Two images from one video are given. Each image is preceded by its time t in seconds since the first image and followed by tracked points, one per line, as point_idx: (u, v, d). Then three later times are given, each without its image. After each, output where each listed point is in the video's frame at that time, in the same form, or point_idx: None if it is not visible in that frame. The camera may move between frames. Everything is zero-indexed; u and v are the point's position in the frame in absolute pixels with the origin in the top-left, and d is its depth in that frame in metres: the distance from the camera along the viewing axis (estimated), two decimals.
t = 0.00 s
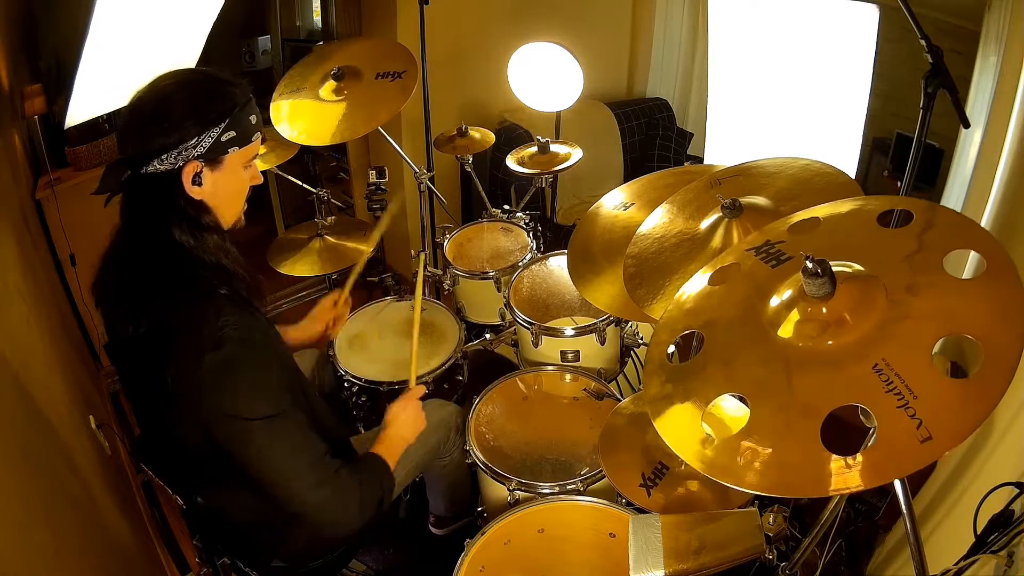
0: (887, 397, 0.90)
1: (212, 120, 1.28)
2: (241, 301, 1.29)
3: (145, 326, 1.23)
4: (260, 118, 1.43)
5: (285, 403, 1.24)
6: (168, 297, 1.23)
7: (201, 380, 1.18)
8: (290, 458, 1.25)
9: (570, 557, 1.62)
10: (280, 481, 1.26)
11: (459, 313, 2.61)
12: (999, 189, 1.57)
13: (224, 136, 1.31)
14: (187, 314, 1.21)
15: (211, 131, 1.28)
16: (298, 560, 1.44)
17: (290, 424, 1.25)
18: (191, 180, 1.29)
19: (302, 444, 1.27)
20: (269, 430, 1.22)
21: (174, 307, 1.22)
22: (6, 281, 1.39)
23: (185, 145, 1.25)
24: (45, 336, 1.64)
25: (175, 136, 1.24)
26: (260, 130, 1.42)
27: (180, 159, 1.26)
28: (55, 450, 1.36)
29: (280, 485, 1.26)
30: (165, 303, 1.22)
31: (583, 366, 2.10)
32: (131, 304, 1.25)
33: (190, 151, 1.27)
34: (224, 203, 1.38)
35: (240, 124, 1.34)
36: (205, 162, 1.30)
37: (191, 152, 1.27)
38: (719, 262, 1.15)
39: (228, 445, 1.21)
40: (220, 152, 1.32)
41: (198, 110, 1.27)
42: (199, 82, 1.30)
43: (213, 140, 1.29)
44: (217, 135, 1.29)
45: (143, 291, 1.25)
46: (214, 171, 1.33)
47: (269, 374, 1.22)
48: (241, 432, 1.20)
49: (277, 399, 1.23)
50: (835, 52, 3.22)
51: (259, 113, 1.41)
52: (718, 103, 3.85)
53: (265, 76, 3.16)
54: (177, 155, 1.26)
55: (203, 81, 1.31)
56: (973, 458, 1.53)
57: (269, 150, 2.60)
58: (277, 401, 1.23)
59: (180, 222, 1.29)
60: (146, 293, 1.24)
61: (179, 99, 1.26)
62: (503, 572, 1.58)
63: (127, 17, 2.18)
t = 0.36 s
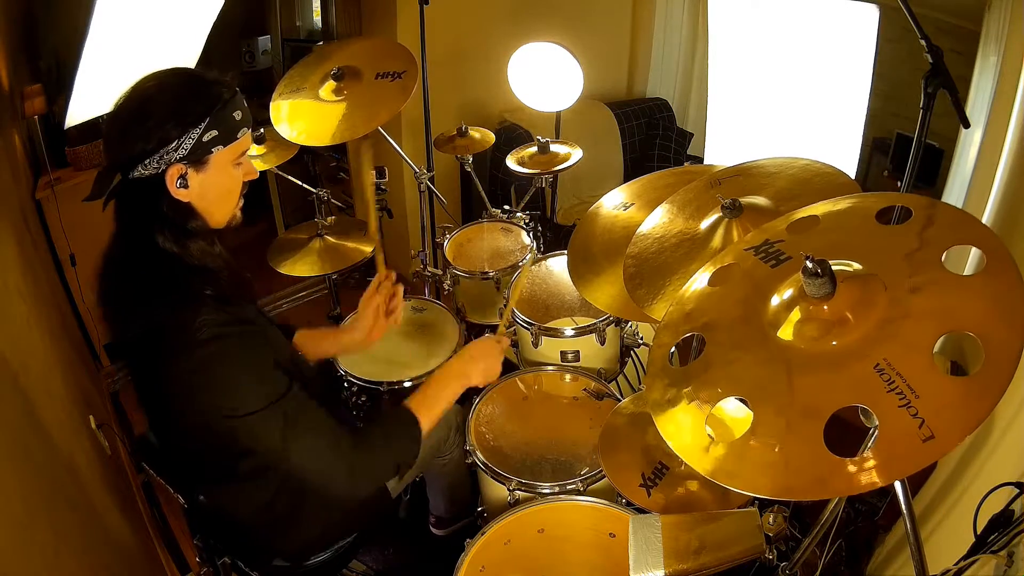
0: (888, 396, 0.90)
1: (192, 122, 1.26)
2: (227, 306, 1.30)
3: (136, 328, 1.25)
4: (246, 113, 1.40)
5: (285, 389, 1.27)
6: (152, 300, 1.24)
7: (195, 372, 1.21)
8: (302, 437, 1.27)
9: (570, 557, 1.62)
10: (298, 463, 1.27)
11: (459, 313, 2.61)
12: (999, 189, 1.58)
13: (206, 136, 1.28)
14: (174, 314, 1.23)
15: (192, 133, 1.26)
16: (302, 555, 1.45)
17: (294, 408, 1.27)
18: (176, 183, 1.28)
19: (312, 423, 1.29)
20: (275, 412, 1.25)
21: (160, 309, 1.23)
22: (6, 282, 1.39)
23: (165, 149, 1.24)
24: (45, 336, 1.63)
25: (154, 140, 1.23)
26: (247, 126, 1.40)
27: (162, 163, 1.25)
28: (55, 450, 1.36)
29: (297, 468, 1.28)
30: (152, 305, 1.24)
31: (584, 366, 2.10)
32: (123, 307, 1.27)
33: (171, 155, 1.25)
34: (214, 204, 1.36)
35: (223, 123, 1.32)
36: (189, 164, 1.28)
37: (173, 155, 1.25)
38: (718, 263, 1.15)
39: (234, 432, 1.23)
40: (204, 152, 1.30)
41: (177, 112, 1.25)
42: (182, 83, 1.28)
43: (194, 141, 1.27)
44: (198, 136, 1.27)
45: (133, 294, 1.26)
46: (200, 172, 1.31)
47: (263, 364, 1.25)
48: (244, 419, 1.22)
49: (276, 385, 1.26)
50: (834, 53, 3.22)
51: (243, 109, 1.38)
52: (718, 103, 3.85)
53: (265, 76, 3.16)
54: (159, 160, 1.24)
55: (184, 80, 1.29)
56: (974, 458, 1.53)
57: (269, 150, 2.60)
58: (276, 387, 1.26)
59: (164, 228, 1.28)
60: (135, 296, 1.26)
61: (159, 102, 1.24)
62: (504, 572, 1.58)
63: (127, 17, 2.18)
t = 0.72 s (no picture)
0: (887, 396, 0.90)
1: (213, 116, 1.27)
2: (247, 306, 1.31)
3: (144, 320, 1.25)
4: (264, 109, 1.42)
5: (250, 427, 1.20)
6: (169, 295, 1.25)
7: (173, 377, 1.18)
8: (243, 484, 1.19)
9: (570, 558, 1.61)
10: (227, 511, 1.18)
11: (459, 313, 2.61)
12: (999, 189, 1.58)
13: (227, 130, 1.30)
14: (184, 311, 1.23)
15: (213, 127, 1.27)
16: None
17: (249, 451, 1.19)
18: (198, 178, 1.29)
19: (253, 475, 1.20)
20: (225, 449, 1.17)
21: (173, 303, 1.24)
22: (6, 281, 1.39)
23: (186, 144, 1.24)
24: (45, 336, 1.63)
25: (176, 135, 1.23)
26: (266, 120, 1.42)
27: (184, 158, 1.26)
28: (55, 450, 1.36)
29: (222, 517, 1.18)
30: (167, 299, 1.25)
31: (583, 366, 2.10)
32: (134, 299, 1.28)
33: (193, 149, 1.26)
34: (234, 198, 1.38)
35: (243, 117, 1.33)
36: (210, 158, 1.30)
37: (194, 149, 1.26)
38: (717, 263, 1.15)
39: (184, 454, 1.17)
40: (224, 147, 1.31)
41: (198, 106, 1.26)
42: (196, 78, 1.28)
43: (215, 135, 1.28)
44: (219, 130, 1.28)
45: (147, 287, 1.27)
46: (220, 166, 1.33)
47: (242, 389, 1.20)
48: (197, 444, 1.16)
49: (244, 420, 1.19)
50: (834, 53, 3.21)
51: (261, 103, 1.40)
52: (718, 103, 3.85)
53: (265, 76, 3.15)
54: (181, 155, 1.25)
55: (200, 74, 1.30)
56: (973, 458, 1.53)
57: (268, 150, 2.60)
58: (243, 422, 1.19)
59: (187, 223, 1.30)
60: (148, 289, 1.27)
61: (178, 97, 1.25)
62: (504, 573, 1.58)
63: (127, 17, 2.18)
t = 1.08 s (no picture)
0: (887, 396, 0.90)
1: (225, 120, 1.27)
2: (254, 310, 1.30)
3: (154, 324, 1.23)
4: (276, 115, 1.41)
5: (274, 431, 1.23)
6: (179, 297, 1.24)
7: (195, 389, 1.18)
8: (271, 489, 1.24)
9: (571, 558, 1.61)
10: (261, 510, 1.24)
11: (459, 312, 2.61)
12: (999, 189, 1.58)
13: (237, 134, 1.29)
14: (196, 319, 1.22)
15: (223, 130, 1.26)
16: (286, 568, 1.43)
17: (275, 454, 1.24)
18: (205, 181, 1.29)
19: (282, 474, 1.25)
20: (253, 455, 1.20)
21: (184, 307, 1.23)
22: (7, 281, 1.39)
23: (196, 146, 1.24)
24: (45, 336, 1.63)
25: (186, 137, 1.23)
26: (277, 126, 1.40)
27: (193, 159, 1.26)
28: (55, 449, 1.36)
29: (256, 514, 1.24)
30: (178, 300, 1.24)
31: (583, 366, 2.10)
32: (138, 301, 1.26)
33: (202, 151, 1.26)
34: (240, 202, 1.38)
35: (254, 121, 1.32)
36: (219, 162, 1.29)
37: (203, 151, 1.25)
38: (717, 263, 1.15)
39: (214, 462, 1.20)
40: (233, 151, 1.31)
41: (210, 109, 1.25)
42: (207, 79, 1.29)
43: (224, 139, 1.27)
44: (229, 134, 1.28)
45: (154, 290, 1.26)
46: (228, 170, 1.32)
47: (264, 395, 1.22)
48: (225, 452, 1.19)
49: (267, 424, 1.22)
50: (834, 53, 3.21)
51: (274, 109, 1.39)
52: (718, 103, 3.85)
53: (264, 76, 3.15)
54: (190, 156, 1.25)
55: (213, 76, 1.30)
56: (974, 458, 1.53)
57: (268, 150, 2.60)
58: (267, 426, 1.22)
59: (194, 224, 1.30)
60: (155, 291, 1.25)
61: (189, 99, 1.25)
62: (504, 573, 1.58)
63: (127, 17, 2.18)
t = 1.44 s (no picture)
0: (887, 396, 0.90)
1: (222, 117, 1.27)
2: (252, 310, 1.30)
3: (153, 325, 1.23)
4: (272, 114, 1.42)
5: (277, 428, 1.23)
6: (178, 296, 1.24)
7: (196, 389, 1.18)
8: (278, 487, 1.23)
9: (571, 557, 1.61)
10: (268, 509, 1.24)
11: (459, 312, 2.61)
12: (999, 190, 1.58)
13: (235, 132, 1.30)
14: (194, 319, 1.22)
15: (221, 128, 1.27)
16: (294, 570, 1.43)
17: (280, 452, 1.23)
18: (203, 178, 1.29)
19: (289, 472, 1.25)
20: (258, 453, 1.20)
21: (183, 307, 1.23)
22: (7, 281, 1.39)
23: (195, 144, 1.24)
24: (45, 336, 1.63)
25: (185, 134, 1.23)
26: (274, 125, 1.41)
27: (191, 157, 1.26)
28: (55, 450, 1.36)
29: (264, 514, 1.24)
30: (177, 301, 1.24)
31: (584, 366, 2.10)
32: (137, 303, 1.26)
33: (200, 149, 1.26)
34: (237, 201, 1.38)
35: (251, 119, 1.33)
36: (217, 159, 1.29)
37: (202, 149, 1.26)
38: (717, 263, 1.15)
39: (220, 461, 1.20)
40: (232, 148, 1.31)
41: (208, 107, 1.26)
42: (206, 78, 1.29)
43: (223, 136, 1.28)
44: (227, 131, 1.28)
45: (153, 291, 1.25)
46: (227, 168, 1.32)
47: (266, 393, 1.22)
48: (230, 451, 1.19)
49: (270, 421, 1.22)
50: (834, 53, 3.21)
51: (270, 108, 1.40)
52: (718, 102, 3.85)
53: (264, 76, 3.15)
54: (188, 154, 1.25)
55: (211, 75, 1.30)
56: (974, 458, 1.53)
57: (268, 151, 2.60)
58: (270, 423, 1.22)
59: (192, 222, 1.29)
60: (154, 292, 1.25)
61: (188, 97, 1.25)
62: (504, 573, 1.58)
63: (127, 17, 2.18)
